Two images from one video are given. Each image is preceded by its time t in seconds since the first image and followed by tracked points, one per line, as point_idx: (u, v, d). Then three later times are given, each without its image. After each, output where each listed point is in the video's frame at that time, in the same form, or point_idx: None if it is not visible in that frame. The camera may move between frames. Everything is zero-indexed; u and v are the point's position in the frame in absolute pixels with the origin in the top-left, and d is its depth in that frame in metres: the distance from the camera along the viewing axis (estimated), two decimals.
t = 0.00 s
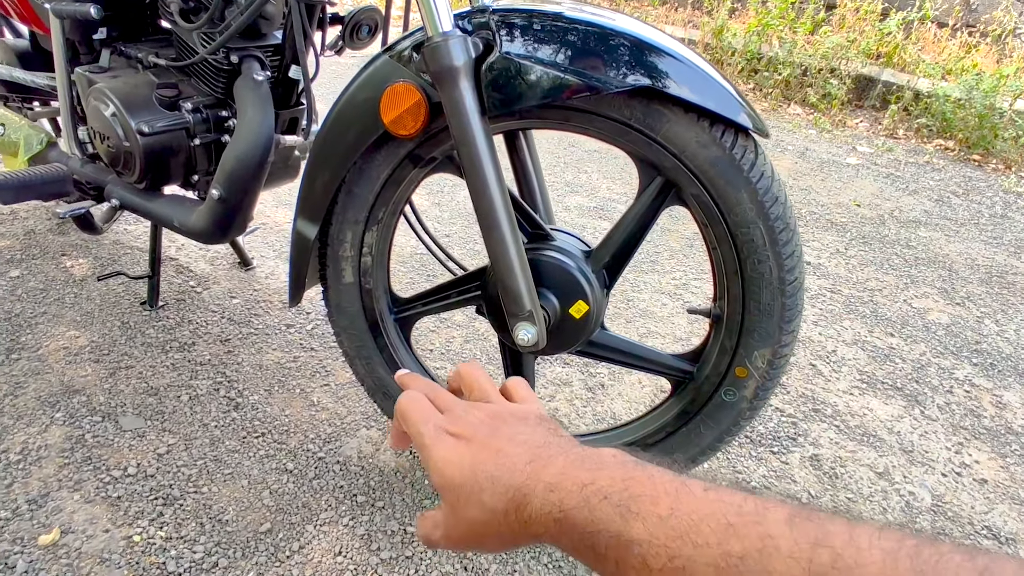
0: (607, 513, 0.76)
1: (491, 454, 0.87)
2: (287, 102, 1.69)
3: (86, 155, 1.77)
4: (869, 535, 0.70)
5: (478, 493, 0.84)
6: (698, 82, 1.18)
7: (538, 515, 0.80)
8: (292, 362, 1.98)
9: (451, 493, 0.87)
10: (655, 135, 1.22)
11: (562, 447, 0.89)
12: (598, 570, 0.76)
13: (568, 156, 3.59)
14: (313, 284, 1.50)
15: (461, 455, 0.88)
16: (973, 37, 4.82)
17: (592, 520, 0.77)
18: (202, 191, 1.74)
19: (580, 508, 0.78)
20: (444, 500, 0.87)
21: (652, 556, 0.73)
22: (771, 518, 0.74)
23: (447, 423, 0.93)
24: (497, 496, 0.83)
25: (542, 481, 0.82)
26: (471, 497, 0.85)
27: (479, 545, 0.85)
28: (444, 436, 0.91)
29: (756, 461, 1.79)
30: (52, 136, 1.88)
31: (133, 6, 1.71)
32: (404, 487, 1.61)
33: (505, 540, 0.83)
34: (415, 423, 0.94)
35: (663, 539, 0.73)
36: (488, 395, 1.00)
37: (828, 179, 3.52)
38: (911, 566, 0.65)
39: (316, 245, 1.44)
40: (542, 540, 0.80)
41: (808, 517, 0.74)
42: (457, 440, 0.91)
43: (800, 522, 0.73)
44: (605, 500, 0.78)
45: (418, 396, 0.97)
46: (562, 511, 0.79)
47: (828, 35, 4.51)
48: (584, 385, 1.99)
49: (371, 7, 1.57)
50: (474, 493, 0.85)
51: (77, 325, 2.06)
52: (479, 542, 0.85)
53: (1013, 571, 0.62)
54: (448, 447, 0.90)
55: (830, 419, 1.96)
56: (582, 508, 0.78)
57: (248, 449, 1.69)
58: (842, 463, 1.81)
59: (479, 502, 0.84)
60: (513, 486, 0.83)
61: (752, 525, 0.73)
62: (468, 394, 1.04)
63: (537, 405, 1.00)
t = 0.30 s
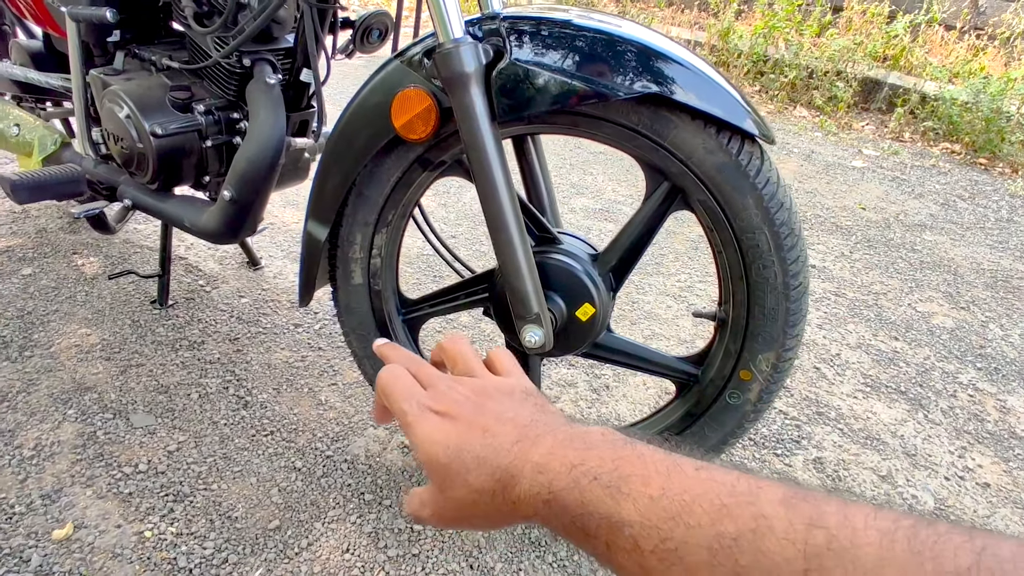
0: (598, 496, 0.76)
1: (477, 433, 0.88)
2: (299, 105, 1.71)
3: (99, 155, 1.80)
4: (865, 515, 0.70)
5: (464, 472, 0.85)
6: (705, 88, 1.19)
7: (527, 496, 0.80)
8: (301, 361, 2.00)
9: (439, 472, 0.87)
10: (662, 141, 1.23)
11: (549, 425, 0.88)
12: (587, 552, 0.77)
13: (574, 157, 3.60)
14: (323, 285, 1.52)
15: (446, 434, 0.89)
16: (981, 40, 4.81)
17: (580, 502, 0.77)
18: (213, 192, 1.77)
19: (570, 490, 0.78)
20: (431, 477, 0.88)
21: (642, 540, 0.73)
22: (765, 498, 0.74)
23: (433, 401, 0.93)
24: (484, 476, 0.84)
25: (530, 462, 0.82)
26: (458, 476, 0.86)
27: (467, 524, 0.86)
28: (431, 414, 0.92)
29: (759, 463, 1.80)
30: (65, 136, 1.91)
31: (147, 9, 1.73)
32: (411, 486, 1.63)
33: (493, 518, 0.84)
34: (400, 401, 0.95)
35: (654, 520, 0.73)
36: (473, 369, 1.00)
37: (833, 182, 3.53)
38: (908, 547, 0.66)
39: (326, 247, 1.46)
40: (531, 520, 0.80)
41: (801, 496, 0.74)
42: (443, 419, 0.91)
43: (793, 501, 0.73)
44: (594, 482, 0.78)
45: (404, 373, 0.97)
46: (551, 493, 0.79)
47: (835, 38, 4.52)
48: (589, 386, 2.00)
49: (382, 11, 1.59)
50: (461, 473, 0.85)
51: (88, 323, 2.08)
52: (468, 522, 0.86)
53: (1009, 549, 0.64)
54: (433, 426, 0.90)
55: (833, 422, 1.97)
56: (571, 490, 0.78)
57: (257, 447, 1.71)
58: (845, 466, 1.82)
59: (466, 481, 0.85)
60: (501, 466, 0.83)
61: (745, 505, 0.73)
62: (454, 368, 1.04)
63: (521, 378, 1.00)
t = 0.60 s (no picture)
0: (614, 480, 0.77)
1: (489, 415, 0.87)
2: (305, 104, 1.72)
3: (107, 154, 1.82)
4: (891, 501, 0.71)
5: (475, 455, 0.85)
6: (710, 89, 1.20)
7: (541, 480, 0.80)
8: (305, 360, 2.01)
9: (449, 454, 0.87)
10: (668, 141, 1.24)
11: (561, 410, 0.89)
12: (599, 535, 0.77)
13: (578, 158, 3.61)
14: (329, 284, 1.52)
15: (456, 417, 0.88)
16: (985, 41, 4.81)
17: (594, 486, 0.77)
18: (219, 191, 1.77)
19: (586, 474, 0.78)
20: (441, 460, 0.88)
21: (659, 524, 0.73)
22: (785, 484, 0.75)
23: (444, 383, 0.93)
24: (495, 460, 0.84)
25: (542, 445, 0.82)
26: (468, 459, 0.85)
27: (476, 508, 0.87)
28: (441, 396, 0.91)
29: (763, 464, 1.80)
30: (72, 134, 1.92)
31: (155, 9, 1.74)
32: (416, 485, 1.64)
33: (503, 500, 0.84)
34: (411, 383, 0.94)
35: (672, 504, 0.74)
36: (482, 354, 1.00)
37: (837, 184, 3.53)
38: (938, 532, 0.66)
39: (332, 245, 1.47)
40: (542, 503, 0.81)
41: (821, 484, 0.75)
42: (453, 401, 0.90)
43: (815, 490, 0.73)
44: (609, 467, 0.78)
45: (415, 356, 0.97)
46: (565, 477, 0.79)
47: (839, 39, 4.53)
48: (593, 386, 2.01)
49: (388, 11, 1.60)
50: (471, 455, 0.85)
51: (94, 321, 2.09)
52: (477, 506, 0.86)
53: None
54: (444, 408, 0.90)
55: (837, 422, 1.97)
56: (586, 475, 0.78)
57: (262, 444, 1.71)
58: (849, 467, 1.83)
59: (477, 463, 0.85)
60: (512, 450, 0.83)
61: (768, 491, 0.73)
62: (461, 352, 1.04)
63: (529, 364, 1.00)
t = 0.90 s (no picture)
0: (723, 383, 0.69)
1: (549, 307, 0.76)
2: (310, 112, 1.75)
3: (114, 160, 1.84)
4: None
5: (533, 354, 0.76)
6: (708, 100, 1.22)
7: (621, 380, 0.72)
8: (309, 363, 2.03)
9: (501, 348, 0.78)
10: (667, 151, 1.26)
11: (635, 304, 0.78)
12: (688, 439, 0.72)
13: (580, 162, 3.63)
14: (332, 289, 1.55)
15: (506, 307, 0.78)
16: (986, 47, 4.82)
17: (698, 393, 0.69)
18: (225, 197, 1.80)
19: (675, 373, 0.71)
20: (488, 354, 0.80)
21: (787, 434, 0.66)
22: (948, 383, 0.65)
23: (486, 268, 0.80)
24: (558, 357, 0.75)
25: (620, 346, 0.73)
26: (524, 356, 0.76)
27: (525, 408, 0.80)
28: (485, 283, 0.79)
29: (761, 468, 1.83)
30: (81, 140, 1.95)
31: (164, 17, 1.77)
32: (417, 487, 1.66)
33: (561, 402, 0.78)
34: (442, 266, 0.81)
35: (802, 409, 0.65)
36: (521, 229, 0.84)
37: (837, 189, 3.55)
38: None
39: (336, 252, 1.50)
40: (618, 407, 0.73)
41: (988, 385, 0.65)
42: (499, 291, 0.79)
43: (984, 391, 0.64)
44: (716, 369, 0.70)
45: (450, 237, 0.82)
46: (648, 377, 0.71)
47: (840, 44, 4.55)
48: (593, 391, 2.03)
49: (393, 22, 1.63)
50: (528, 355, 0.76)
51: (101, 324, 2.12)
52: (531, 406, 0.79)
53: None
54: (490, 297, 0.79)
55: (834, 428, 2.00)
56: (686, 378, 0.70)
57: (267, 447, 1.74)
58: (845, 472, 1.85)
59: (536, 361, 0.76)
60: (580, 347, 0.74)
61: (931, 395, 0.63)
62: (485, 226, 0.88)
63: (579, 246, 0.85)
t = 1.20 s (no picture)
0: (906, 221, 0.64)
1: (744, 150, 0.75)
2: (312, 119, 1.76)
3: (116, 164, 1.86)
4: None
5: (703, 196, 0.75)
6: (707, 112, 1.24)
7: (817, 227, 0.68)
8: (308, 368, 2.04)
9: (687, 188, 0.76)
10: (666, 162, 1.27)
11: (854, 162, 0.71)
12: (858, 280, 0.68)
13: (580, 169, 3.64)
14: (332, 295, 1.56)
15: (687, 164, 0.78)
16: (986, 56, 4.83)
17: (848, 229, 0.67)
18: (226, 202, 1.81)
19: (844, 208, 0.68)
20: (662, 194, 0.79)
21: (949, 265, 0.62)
22: None
23: (670, 119, 0.82)
24: (734, 198, 0.74)
25: (811, 189, 0.69)
26: (713, 199, 0.74)
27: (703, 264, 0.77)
28: (665, 126, 0.81)
29: (758, 477, 1.83)
30: (83, 144, 1.96)
31: (167, 23, 1.78)
32: (415, 494, 1.66)
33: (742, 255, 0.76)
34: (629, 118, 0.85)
35: None
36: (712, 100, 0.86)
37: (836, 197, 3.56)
38: None
39: (336, 259, 1.50)
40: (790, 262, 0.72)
41: None
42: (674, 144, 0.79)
43: None
44: (913, 209, 0.64)
45: (625, 74, 0.89)
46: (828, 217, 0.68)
47: (840, 53, 4.56)
48: (591, 398, 2.04)
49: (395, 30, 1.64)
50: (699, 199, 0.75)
51: (100, 327, 2.12)
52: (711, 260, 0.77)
53: None
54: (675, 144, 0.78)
55: (832, 436, 2.00)
56: (886, 219, 0.65)
57: (265, 452, 1.74)
58: (843, 481, 1.85)
59: (726, 207, 0.73)
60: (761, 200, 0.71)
61: None
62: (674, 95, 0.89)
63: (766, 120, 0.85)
